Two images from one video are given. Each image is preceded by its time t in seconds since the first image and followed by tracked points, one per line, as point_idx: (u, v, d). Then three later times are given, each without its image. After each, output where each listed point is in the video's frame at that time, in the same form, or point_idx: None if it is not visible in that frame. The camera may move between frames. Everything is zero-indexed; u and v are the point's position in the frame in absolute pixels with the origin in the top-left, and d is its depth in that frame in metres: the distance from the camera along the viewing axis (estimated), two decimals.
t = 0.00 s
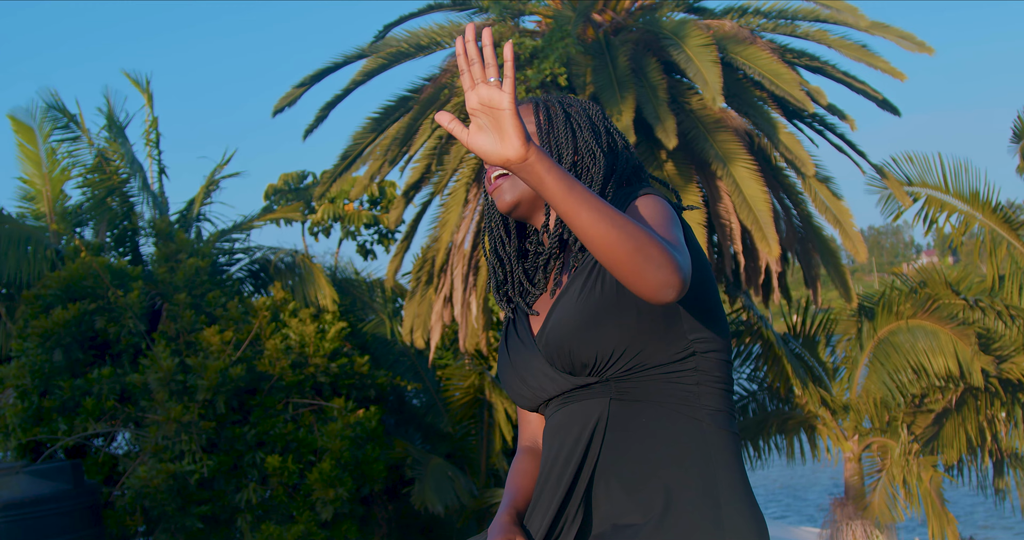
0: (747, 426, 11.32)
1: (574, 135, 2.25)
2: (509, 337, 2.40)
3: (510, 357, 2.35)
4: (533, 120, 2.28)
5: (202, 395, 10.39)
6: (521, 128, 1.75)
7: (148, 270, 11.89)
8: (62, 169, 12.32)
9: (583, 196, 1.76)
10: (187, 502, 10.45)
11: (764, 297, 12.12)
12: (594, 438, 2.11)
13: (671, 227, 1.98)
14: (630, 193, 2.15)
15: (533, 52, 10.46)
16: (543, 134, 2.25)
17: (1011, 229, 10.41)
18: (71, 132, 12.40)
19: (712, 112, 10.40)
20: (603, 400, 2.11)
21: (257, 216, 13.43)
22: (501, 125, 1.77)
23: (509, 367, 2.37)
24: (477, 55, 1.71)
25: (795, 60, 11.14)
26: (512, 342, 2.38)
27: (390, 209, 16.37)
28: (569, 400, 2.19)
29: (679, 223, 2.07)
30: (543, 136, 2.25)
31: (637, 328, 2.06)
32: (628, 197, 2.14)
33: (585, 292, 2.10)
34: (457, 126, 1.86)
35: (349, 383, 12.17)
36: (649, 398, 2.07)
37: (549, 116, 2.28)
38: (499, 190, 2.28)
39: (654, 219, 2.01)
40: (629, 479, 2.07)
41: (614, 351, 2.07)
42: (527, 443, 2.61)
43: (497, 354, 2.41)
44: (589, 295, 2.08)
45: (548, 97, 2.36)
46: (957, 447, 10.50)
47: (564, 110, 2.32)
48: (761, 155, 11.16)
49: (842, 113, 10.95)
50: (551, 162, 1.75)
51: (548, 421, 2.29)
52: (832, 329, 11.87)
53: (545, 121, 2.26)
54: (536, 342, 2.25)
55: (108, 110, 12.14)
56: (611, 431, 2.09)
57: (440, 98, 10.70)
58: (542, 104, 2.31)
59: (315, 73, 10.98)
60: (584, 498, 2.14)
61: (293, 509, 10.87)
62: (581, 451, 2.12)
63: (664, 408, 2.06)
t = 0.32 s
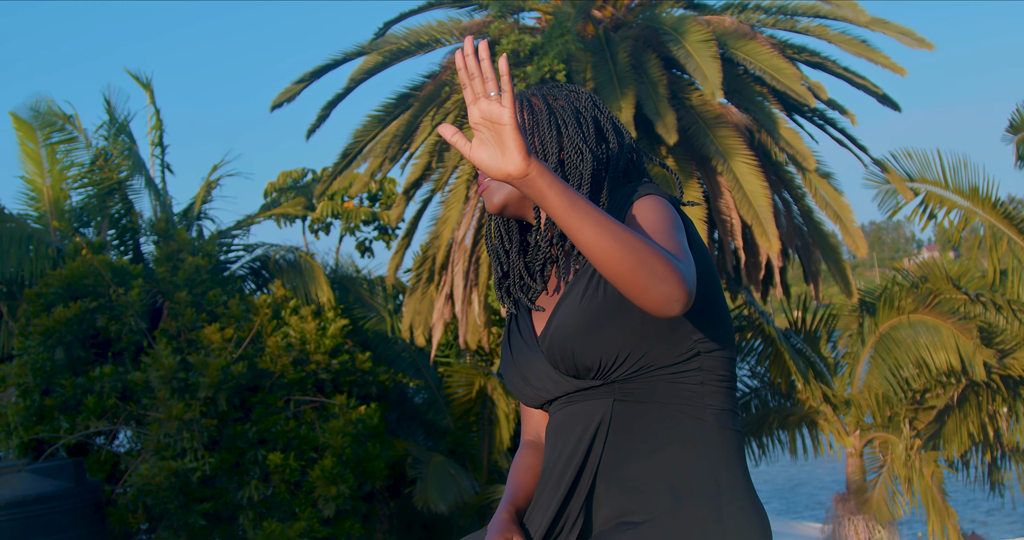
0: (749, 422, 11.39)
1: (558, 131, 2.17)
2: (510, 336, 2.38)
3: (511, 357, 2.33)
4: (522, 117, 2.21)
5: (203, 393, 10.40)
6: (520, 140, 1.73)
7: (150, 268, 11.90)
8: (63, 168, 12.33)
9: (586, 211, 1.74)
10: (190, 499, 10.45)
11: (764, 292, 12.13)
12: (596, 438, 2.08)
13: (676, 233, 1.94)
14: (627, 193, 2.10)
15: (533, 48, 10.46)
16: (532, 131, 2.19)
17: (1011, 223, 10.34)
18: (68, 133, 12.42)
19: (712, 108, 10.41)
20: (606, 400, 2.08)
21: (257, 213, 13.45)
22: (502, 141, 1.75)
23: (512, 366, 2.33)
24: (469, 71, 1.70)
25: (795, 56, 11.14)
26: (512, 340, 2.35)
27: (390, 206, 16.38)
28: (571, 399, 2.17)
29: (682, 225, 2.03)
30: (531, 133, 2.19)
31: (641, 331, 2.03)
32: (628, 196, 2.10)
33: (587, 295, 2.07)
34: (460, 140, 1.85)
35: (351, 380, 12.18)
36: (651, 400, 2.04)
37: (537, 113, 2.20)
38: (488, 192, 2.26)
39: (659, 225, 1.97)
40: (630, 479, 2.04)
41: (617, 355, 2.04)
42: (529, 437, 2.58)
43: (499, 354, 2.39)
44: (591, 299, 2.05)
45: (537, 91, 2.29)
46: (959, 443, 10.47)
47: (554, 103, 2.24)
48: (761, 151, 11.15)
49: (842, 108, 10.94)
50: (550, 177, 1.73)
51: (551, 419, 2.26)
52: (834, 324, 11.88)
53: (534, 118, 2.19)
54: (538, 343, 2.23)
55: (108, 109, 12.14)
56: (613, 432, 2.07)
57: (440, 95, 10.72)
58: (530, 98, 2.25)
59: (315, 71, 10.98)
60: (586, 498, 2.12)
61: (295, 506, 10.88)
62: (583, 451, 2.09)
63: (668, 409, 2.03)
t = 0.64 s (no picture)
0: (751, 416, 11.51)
1: (578, 120, 2.06)
2: (514, 322, 2.21)
3: (515, 347, 2.16)
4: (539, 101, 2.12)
5: (205, 387, 10.40)
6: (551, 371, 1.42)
7: (151, 262, 11.89)
8: (65, 162, 12.32)
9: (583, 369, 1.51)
10: (192, 493, 10.44)
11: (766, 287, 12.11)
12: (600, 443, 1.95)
13: (686, 280, 1.71)
14: (642, 187, 1.96)
15: (534, 43, 10.45)
16: (550, 118, 2.10)
17: (1010, 220, 10.45)
18: (71, 126, 12.39)
19: (714, 102, 10.39)
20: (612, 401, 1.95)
21: (259, 208, 13.46)
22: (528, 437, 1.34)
23: (513, 353, 2.17)
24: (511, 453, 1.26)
25: (797, 50, 11.14)
26: (518, 327, 2.18)
27: (391, 200, 16.38)
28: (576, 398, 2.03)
29: (693, 232, 1.84)
30: (549, 120, 2.09)
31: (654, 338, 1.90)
32: (647, 196, 1.90)
33: (598, 300, 1.94)
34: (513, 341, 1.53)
35: (352, 374, 12.18)
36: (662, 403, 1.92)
37: (555, 96, 2.10)
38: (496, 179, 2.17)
39: (664, 264, 1.74)
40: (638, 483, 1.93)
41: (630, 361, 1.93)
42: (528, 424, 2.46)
43: (500, 339, 2.23)
44: (602, 304, 1.93)
45: (558, 69, 2.18)
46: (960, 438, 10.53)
47: (574, 84, 2.12)
48: (763, 145, 11.14)
49: (844, 103, 10.95)
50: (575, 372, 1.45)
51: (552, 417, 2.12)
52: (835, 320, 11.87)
53: (551, 103, 2.08)
54: (542, 336, 2.07)
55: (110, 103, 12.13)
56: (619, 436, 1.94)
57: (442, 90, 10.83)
58: (547, 79, 2.13)
59: (317, 65, 10.97)
60: (587, 503, 1.99)
61: (296, 500, 10.91)
62: (588, 457, 1.96)
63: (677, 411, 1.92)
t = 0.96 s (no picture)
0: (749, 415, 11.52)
1: (589, 128, 2.07)
2: (513, 327, 2.22)
3: (513, 353, 2.17)
4: (548, 101, 2.13)
5: (204, 385, 10.40)
6: None
7: (151, 260, 11.90)
8: (66, 160, 12.32)
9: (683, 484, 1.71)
10: (191, 492, 10.46)
11: (765, 286, 12.12)
12: (604, 452, 1.98)
13: (723, 329, 1.78)
14: (645, 205, 1.97)
15: (534, 41, 10.44)
16: (558, 121, 2.10)
17: (1009, 219, 10.44)
18: (73, 124, 12.45)
19: (712, 101, 10.40)
20: (614, 411, 1.97)
21: (259, 206, 13.47)
22: None
23: (512, 358, 2.19)
24: None
25: (797, 49, 11.15)
26: (516, 333, 2.19)
27: (390, 198, 16.37)
28: (577, 406, 2.04)
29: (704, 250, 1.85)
30: (557, 123, 2.10)
31: (659, 356, 1.89)
32: (655, 224, 1.88)
33: (602, 323, 1.91)
34: None
35: (352, 373, 12.19)
36: (666, 414, 1.94)
37: (567, 97, 2.11)
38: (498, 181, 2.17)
39: (702, 315, 1.78)
40: (644, 489, 1.95)
41: (636, 381, 1.91)
42: (525, 416, 2.47)
43: (498, 343, 2.24)
44: (608, 328, 1.90)
45: (568, 67, 2.18)
46: (958, 436, 10.45)
47: (584, 85, 2.14)
48: (763, 144, 11.16)
49: (843, 102, 10.97)
50: None
51: (552, 419, 2.14)
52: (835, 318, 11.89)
53: (562, 105, 2.09)
54: (541, 350, 2.07)
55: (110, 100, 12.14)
56: (624, 444, 1.96)
57: (441, 88, 10.84)
58: (559, 79, 2.14)
59: (317, 63, 10.97)
60: (593, 507, 2.02)
61: (296, 499, 10.92)
62: (593, 462, 1.99)
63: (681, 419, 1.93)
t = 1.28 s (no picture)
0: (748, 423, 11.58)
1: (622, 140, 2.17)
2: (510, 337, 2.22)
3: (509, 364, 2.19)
4: (590, 105, 2.18)
5: (202, 397, 10.39)
6: None
7: (148, 271, 11.90)
8: (63, 172, 12.32)
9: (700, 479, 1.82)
10: (189, 504, 10.46)
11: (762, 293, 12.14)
12: (606, 463, 1.98)
13: (727, 335, 1.85)
14: (651, 214, 2.03)
15: (529, 51, 10.43)
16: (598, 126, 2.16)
17: (1008, 228, 10.37)
18: (72, 134, 12.42)
19: (708, 108, 10.41)
20: (615, 422, 1.98)
21: (255, 217, 13.48)
22: None
23: (507, 370, 2.21)
24: None
25: (792, 57, 11.16)
26: (513, 343, 2.19)
27: (386, 208, 16.37)
28: (575, 418, 2.05)
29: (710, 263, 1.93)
30: (598, 128, 2.16)
31: (662, 363, 1.93)
32: (661, 231, 1.95)
33: (606, 329, 1.95)
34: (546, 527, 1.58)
35: (349, 383, 12.18)
36: (664, 425, 1.96)
37: (608, 106, 2.19)
38: (532, 174, 2.13)
39: (708, 320, 1.85)
40: (643, 498, 1.96)
41: (638, 388, 1.93)
42: (510, 426, 2.43)
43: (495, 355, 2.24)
44: (611, 334, 1.93)
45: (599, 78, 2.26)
46: (955, 442, 10.48)
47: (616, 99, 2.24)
48: (759, 152, 11.17)
49: (839, 109, 10.97)
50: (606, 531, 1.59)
51: (548, 434, 2.14)
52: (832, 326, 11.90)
53: (607, 113, 2.16)
54: (539, 360, 2.08)
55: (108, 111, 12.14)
56: (625, 454, 1.97)
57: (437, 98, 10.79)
58: (599, 87, 2.21)
59: (312, 73, 10.98)
60: (593, 521, 2.00)
61: (294, 510, 10.87)
62: (594, 474, 1.98)
63: (681, 431, 1.95)
